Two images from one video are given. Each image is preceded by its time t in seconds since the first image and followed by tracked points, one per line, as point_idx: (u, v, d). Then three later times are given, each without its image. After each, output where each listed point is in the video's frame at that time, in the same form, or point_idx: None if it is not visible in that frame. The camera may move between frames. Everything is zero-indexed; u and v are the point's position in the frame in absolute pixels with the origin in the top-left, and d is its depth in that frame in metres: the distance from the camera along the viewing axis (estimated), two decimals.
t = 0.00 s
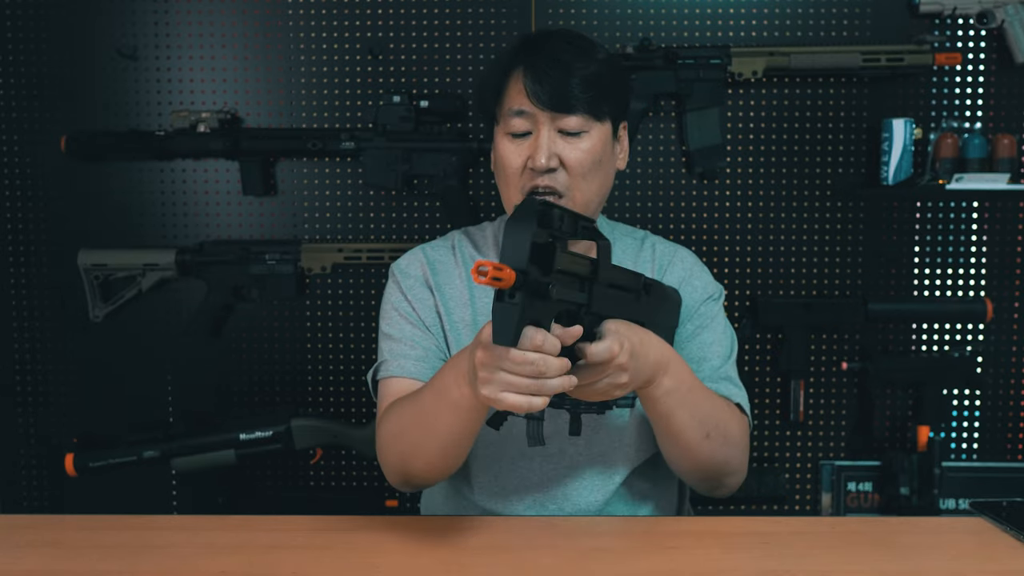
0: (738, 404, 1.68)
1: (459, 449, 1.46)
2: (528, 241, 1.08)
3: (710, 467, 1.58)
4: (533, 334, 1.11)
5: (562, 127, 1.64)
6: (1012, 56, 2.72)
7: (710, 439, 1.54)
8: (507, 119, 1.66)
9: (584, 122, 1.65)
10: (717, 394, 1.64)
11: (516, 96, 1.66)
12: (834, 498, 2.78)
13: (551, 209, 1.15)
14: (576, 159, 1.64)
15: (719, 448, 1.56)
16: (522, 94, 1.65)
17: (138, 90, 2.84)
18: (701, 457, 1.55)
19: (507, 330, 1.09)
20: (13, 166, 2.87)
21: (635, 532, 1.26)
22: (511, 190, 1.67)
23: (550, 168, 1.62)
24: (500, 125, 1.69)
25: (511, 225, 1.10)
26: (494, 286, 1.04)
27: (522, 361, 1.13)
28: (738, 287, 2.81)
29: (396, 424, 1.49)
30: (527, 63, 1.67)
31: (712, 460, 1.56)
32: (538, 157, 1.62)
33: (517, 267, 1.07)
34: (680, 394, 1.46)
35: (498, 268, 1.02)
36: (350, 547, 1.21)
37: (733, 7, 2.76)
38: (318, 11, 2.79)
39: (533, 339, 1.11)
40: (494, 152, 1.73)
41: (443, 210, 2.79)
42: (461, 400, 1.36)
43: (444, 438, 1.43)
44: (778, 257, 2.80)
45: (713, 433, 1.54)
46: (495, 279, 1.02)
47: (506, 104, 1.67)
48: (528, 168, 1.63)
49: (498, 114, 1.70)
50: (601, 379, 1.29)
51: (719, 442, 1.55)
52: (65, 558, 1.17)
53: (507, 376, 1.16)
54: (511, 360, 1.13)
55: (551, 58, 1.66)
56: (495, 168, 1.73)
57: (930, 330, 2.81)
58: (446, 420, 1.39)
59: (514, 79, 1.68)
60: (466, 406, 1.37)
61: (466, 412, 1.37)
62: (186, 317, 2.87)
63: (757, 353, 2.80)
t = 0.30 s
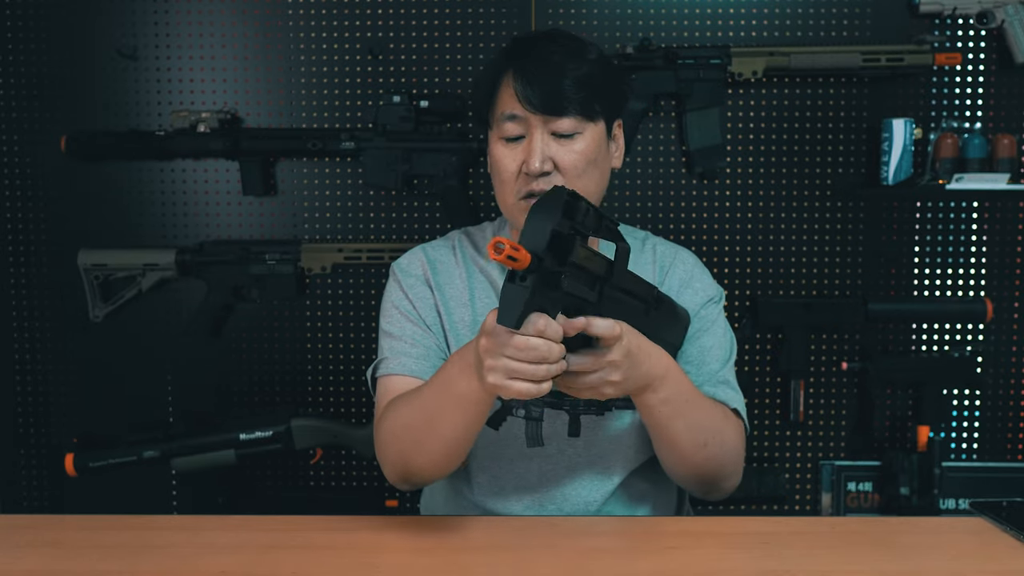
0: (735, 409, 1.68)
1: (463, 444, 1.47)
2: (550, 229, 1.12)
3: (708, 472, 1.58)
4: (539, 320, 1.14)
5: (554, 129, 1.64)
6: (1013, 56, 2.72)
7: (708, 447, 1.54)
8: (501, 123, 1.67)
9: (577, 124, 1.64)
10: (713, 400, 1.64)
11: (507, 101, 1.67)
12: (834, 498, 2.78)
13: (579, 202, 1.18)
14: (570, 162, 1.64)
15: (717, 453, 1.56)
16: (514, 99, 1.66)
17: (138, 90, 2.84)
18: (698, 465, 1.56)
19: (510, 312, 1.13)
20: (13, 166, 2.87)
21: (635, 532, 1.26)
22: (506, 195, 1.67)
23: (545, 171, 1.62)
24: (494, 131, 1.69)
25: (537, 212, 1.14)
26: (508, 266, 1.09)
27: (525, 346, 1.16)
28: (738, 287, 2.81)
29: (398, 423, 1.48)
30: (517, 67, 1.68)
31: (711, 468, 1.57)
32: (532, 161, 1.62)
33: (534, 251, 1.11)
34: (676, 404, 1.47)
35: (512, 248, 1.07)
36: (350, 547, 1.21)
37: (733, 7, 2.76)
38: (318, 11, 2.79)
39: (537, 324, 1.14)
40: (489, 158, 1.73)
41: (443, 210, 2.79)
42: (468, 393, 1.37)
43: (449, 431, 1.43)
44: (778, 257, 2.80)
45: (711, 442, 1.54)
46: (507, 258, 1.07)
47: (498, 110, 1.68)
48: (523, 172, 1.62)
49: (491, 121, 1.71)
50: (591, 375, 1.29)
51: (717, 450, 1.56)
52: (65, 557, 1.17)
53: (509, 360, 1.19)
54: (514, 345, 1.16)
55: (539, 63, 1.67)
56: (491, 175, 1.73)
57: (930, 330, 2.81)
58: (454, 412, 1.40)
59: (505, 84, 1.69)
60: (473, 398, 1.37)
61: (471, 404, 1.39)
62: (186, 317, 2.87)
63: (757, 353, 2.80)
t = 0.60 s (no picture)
0: (733, 407, 1.68)
1: (466, 453, 1.46)
2: (523, 235, 1.11)
3: (705, 472, 1.58)
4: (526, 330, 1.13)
5: (562, 126, 1.64)
6: (1013, 56, 2.72)
7: (704, 445, 1.54)
8: (508, 119, 1.67)
9: (585, 121, 1.65)
10: (710, 397, 1.64)
11: (516, 95, 1.66)
12: (834, 498, 2.78)
13: (546, 205, 1.17)
14: (577, 159, 1.64)
15: (714, 451, 1.56)
16: (523, 94, 1.66)
17: (137, 90, 2.84)
18: (695, 462, 1.55)
19: (500, 323, 1.12)
20: (13, 166, 2.87)
21: (635, 532, 1.26)
22: (511, 189, 1.67)
23: (551, 168, 1.62)
24: (501, 126, 1.69)
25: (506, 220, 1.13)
26: (486, 277, 1.07)
27: (513, 358, 1.15)
28: (738, 287, 2.81)
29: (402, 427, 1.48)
30: (526, 64, 1.68)
31: (707, 465, 1.57)
32: (539, 158, 1.62)
33: (511, 260, 1.10)
34: (672, 402, 1.47)
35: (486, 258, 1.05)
36: (351, 547, 1.21)
37: (733, 7, 2.76)
38: (318, 11, 2.78)
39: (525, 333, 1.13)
40: (495, 153, 1.73)
41: (443, 210, 2.79)
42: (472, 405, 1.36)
43: (452, 441, 1.43)
44: (778, 257, 2.80)
45: (707, 440, 1.54)
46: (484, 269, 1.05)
47: (507, 104, 1.68)
48: (529, 168, 1.63)
49: (499, 115, 1.71)
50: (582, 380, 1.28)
51: (714, 448, 1.56)
52: (65, 557, 1.17)
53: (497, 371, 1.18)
54: (501, 358, 1.16)
55: (550, 59, 1.67)
56: (496, 170, 1.73)
57: (930, 330, 2.81)
58: (458, 424, 1.39)
59: (514, 80, 1.68)
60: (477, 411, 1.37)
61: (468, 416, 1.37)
62: (186, 317, 2.87)
63: (757, 353, 2.80)
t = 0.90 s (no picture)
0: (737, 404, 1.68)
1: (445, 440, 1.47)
2: (519, 251, 1.08)
3: (710, 471, 1.58)
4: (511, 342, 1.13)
5: (566, 126, 1.65)
6: (1012, 56, 2.72)
7: (710, 444, 1.54)
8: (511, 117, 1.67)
9: (589, 121, 1.66)
10: (714, 395, 1.64)
11: (520, 93, 1.67)
12: (834, 498, 2.78)
13: (542, 218, 1.15)
14: (580, 160, 1.64)
15: (720, 450, 1.56)
16: (527, 91, 1.66)
17: (137, 90, 2.84)
18: (700, 462, 1.55)
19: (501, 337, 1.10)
20: (13, 166, 2.87)
21: (636, 531, 1.26)
22: (512, 188, 1.67)
23: (554, 168, 1.62)
24: (504, 124, 1.69)
25: (501, 235, 1.10)
26: (485, 294, 1.05)
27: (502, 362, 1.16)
28: (738, 287, 2.81)
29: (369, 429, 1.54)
30: (531, 60, 1.68)
31: (713, 464, 1.57)
32: (542, 157, 1.62)
33: (508, 275, 1.08)
34: (679, 402, 1.47)
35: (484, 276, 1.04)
36: (352, 547, 1.21)
37: (733, 7, 2.76)
38: (318, 11, 2.78)
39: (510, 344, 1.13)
40: (496, 152, 1.73)
41: (443, 210, 2.79)
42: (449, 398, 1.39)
43: (435, 436, 1.46)
44: (778, 257, 2.80)
45: (713, 439, 1.54)
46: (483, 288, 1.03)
47: (510, 102, 1.68)
48: (532, 168, 1.63)
49: (501, 113, 1.71)
50: (588, 390, 1.27)
51: (719, 447, 1.56)
52: (65, 557, 1.17)
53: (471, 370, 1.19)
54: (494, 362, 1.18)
55: (554, 57, 1.67)
56: (496, 169, 1.73)
57: (930, 330, 2.81)
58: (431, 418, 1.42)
59: (519, 77, 1.68)
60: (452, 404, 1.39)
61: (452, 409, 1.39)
62: (186, 317, 2.87)
63: (757, 353, 2.80)
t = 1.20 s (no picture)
0: (739, 404, 1.67)
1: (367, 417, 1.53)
2: (519, 260, 1.10)
3: (711, 471, 1.58)
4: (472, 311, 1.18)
5: (570, 123, 1.66)
6: (1013, 56, 2.72)
7: (712, 445, 1.54)
8: (516, 113, 1.67)
9: (593, 119, 1.67)
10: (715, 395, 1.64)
11: (523, 89, 1.67)
12: (834, 498, 2.77)
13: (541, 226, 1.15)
14: (584, 157, 1.65)
15: (721, 451, 1.56)
16: (532, 86, 1.67)
17: (138, 90, 2.84)
18: (701, 463, 1.55)
19: (505, 350, 1.11)
20: (13, 166, 2.87)
21: (635, 532, 1.26)
22: (516, 185, 1.66)
23: (559, 164, 1.62)
24: (507, 121, 1.69)
25: (500, 246, 1.12)
26: (486, 305, 1.08)
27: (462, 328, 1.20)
28: (738, 287, 2.81)
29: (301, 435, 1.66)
30: (537, 57, 1.69)
31: (715, 465, 1.57)
32: (547, 154, 1.62)
33: (510, 285, 1.10)
34: (681, 403, 1.47)
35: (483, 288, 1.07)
36: (351, 547, 1.21)
37: (733, 7, 2.76)
38: (318, 11, 2.78)
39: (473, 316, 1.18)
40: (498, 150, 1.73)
41: (442, 210, 2.79)
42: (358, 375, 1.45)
43: (365, 396, 1.47)
44: (778, 257, 2.80)
45: (716, 440, 1.54)
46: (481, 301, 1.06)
47: (514, 98, 1.68)
48: (537, 164, 1.62)
49: (504, 110, 1.71)
50: (593, 395, 1.27)
51: (721, 448, 1.56)
52: (65, 557, 1.17)
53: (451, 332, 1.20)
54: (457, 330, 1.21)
55: (556, 54, 1.68)
56: (498, 167, 1.72)
57: (930, 330, 2.81)
58: (340, 402, 1.49)
59: (523, 73, 1.68)
60: (359, 382, 1.45)
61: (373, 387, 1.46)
62: (187, 317, 2.87)
63: (757, 352, 2.80)
